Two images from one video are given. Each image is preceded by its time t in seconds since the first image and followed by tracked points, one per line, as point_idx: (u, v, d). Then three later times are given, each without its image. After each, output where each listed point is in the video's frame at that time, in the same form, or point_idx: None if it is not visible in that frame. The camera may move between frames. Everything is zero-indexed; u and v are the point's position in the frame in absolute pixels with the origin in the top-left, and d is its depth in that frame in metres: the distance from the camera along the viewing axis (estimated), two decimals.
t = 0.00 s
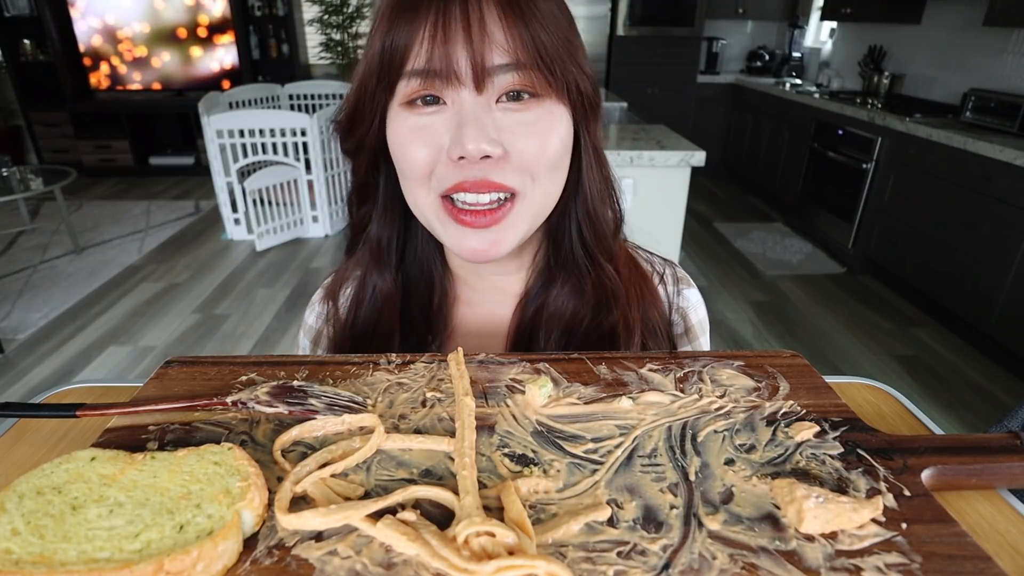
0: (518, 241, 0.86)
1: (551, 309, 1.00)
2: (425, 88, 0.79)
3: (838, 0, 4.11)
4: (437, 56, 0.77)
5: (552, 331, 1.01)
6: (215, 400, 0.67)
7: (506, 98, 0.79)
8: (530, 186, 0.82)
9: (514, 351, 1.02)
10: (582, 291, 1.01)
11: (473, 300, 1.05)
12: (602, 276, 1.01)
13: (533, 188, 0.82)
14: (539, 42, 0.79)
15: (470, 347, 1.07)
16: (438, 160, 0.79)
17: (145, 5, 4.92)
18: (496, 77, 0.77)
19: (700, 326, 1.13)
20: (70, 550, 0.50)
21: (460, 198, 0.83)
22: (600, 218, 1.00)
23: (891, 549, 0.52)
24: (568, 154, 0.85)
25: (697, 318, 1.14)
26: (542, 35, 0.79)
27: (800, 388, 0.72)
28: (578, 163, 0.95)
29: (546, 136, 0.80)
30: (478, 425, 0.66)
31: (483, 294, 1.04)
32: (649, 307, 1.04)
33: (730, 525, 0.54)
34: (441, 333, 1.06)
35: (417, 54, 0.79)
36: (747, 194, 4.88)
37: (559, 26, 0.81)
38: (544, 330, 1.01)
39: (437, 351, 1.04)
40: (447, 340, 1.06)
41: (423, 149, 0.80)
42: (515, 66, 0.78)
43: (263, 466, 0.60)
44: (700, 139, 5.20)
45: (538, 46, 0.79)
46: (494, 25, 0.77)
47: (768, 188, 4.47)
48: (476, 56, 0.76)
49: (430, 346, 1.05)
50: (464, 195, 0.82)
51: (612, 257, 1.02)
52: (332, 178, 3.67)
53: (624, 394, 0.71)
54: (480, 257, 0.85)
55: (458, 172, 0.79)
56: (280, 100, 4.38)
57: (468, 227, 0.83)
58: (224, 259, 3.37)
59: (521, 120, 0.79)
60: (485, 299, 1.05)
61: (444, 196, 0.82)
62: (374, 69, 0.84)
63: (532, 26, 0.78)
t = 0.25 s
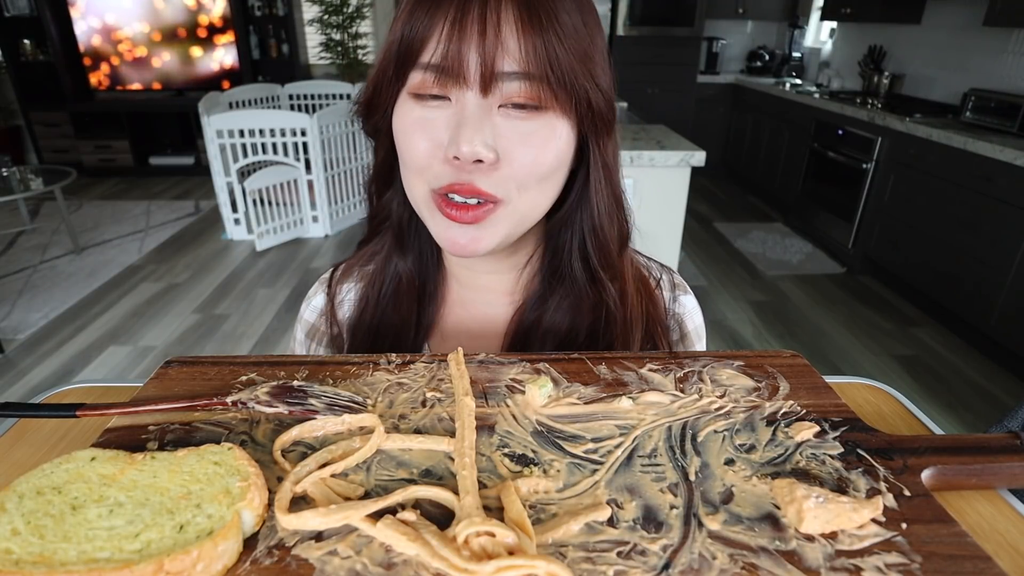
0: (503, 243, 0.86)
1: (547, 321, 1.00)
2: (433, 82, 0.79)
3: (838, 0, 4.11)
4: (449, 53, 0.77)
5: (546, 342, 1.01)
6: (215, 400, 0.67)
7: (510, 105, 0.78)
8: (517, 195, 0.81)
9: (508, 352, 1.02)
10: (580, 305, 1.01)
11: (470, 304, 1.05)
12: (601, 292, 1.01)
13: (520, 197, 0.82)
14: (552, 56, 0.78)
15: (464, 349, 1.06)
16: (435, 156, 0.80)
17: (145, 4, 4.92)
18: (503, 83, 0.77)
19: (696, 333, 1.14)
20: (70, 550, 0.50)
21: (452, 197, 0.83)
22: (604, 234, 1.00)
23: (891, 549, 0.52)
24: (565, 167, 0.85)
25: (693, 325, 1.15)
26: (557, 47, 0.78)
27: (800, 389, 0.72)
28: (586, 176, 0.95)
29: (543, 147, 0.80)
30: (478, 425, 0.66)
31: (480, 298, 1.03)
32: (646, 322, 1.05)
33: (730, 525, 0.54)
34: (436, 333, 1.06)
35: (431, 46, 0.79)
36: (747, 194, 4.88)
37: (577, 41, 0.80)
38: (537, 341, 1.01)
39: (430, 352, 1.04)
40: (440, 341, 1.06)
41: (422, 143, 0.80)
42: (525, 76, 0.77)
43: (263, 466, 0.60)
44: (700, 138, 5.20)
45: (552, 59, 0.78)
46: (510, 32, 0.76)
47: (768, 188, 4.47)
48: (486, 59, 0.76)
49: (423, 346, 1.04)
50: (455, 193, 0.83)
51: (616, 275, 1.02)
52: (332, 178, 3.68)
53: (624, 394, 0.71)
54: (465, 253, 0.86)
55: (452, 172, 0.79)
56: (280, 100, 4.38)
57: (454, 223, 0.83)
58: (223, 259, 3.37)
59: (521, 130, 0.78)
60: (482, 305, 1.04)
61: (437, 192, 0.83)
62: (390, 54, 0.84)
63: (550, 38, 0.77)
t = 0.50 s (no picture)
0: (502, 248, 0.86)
1: (548, 323, 1.00)
2: (431, 85, 0.79)
3: (838, 0, 4.11)
4: (447, 57, 0.77)
5: (547, 344, 1.02)
6: (215, 400, 0.67)
7: (508, 108, 0.78)
8: (516, 200, 0.82)
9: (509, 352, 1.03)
10: (581, 306, 1.02)
11: (470, 305, 1.05)
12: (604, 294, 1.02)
13: (519, 202, 0.82)
14: (550, 58, 0.78)
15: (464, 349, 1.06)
16: (434, 159, 0.80)
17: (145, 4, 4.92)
18: (501, 86, 0.77)
19: (698, 329, 1.14)
20: (70, 550, 0.50)
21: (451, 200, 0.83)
22: (605, 236, 1.00)
23: (891, 549, 0.52)
24: (564, 170, 0.85)
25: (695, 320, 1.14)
26: (555, 49, 0.78)
27: (800, 389, 0.72)
28: (586, 179, 0.95)
29: (542, 151, 0.80)
30: (478, 425, 0.66)
31: (480, 299, 1.03)
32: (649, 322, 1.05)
33: (731, 525, 0.54)
34: (435, 333, 1.06)
35: (429, 49, 0.79)
36: (747, 194, 4.88)
37: (575, 42, 0.80)
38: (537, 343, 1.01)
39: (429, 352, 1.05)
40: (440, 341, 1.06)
41: (420, 147, 0.80)
42: (523, 78, 0.77)
43: (263, 466, 0.60)
44: (700, 139, 5.21)
45: (549, 61, 0.78)
46: (508, 34, 0.76)
47: (768, 188, 4.47)
48: (484, 61, 0.76)
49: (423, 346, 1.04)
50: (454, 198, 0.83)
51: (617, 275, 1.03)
52: (332, 178, 3.67)
53: (624, 394, 0.71)
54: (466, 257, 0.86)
55: (450, 175, 0.79)
56: (280, 100, 4.38)
57: (454, 228, 0.83)
58: (223, 259, 3.37)
59: (519, 132, 0.78)
60: (483, 306, 1.04)
61: (437, 196, 0.83)
62: (388, 58, 0.84)
63: (547, 40, 0.77)
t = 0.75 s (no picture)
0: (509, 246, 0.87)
1: (553, 320, 1.00)
2: (444, 87, 0.78)
3: (838, 0, 4.11)
4: (461, 60, 0.76)
5: (551, 342, 1.02)
6: (215, 400, 0.67)
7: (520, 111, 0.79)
8: (526, 202, 0.83)
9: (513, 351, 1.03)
10: (584, 302, 1.01)
11: (470, 304, 1.05)
12: (608, 289, 1.01)
13: (528, 204, 0.83)
14: (563, 62, 0.78)
15: (467, 348, 1.06)
16: (445, 161, 0.80)
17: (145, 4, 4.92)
18: (515, 90, 0.77)
19: (694, 318, 1.14)
20: (70, 550, 0.50)
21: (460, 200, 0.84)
22: (610, 231, 1.01)
23: (891, 549, 0.52)
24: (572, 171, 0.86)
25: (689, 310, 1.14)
26: (568, 53, 0.78)
27: (800, 389, 0.72)
28: (592, 174, 0.96)
29: (553, 154, 0.81)
30: (478, 425, 0.66)
31: (481, 298, 1.03)
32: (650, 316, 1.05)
33: (731, 525, 0.54)
34: (437, 334, 1.06)
35: (442, 50, 0.78)
36: (747, 194, 4.88)
37: (585, 44, 0.80)
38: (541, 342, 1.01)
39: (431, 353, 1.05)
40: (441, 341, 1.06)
41: (431, 148, 0.80)
42: (537, 83, 0.77)
43: (263, 466, 0.60)
44: (700, 139, 5.21)
45: (562, 65, 0.78)
46: (522, 37, 0.76)
47: (768, 188, 4.47)
48: (499, 66, 0.75)
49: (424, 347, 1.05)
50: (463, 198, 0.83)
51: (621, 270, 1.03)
52: (332, 178, 3.67)
53: (624, 394, 0.71)
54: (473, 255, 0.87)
55: (461, 178, 0.80)
56: (280, 100, 4.39)
57: (464, 227, 0.84)
58: (223, 259, 3.37)
59: (531, 136, 0.79)
60: (485, 305, 1.04)
61: (446, 197, 0.83)
62: (395, 58, 0.82)
63: (560, 43, 0.77)
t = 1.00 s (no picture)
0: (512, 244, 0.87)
1: (551, 321, 1.00)
2: (448, 83, 0.78)
3: (838, 0, 4.10)
4: (466, 56, 0.76)
5: (550, 343, 1.02)
6: (215, 400, 0.67)
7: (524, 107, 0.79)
8: (529, 198, 0.83)
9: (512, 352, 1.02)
10: (583, 303, 1.02)
11: (468, 305, 1.05)
12: (607, 290, 1.01)
13: (531, 201, 0.83)
14: (566, 60, 0.78)
15: (466, 348, 1.07)
16: (448, 157, 0.80)
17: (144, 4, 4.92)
18: (519, 86, 0.77)
19: (694, 320, 1.14)
20: (70, 550, 0.50)
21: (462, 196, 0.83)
22: (610, 231, 1.01)
23: (891, 549, 0.52)
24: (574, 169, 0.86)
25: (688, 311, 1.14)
26: (571, 51, 0.78)
27: (800, 388, 0.72)
28: (591, 175, 0.96)
29: (556, 152, 0.81)
30: (478, 425, 0.66)
31: (481, 299, 1.03)
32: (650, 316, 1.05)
33: (730, 525, 0.54)
34: (436, 335, 1.06)
35: (446, 47, 0.78)
36: (747, 194, 4.88)
37: (587, 43, 0.81)
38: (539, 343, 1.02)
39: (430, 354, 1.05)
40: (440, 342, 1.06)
41: (434, 144, 0.80)
42: (541, 80, 0.77)
43: (263, 466, 0.60)
44: (700, 139, 5.21)
45: (566, 63, 0.78)
46: (525, 34, 0.76)
47: (768, 188, 4.47)
48: (503, 62, 0.76)
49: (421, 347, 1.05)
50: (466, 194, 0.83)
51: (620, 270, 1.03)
52: (332, 178, 3.67)
53: (624, 394, 0.70)
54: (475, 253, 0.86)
55: (465, 172, 0.79)
56: (280, 100, 4.39)
57: (467, 224, 0.83)
58: (223, 259, 3.37)
59: (535, 132, 0.79)
60: (484, 305, 1.04)
61: (449, 193, 0.83)
62: (398, 54, 0.81)
63: (564, 41, 0.78)
